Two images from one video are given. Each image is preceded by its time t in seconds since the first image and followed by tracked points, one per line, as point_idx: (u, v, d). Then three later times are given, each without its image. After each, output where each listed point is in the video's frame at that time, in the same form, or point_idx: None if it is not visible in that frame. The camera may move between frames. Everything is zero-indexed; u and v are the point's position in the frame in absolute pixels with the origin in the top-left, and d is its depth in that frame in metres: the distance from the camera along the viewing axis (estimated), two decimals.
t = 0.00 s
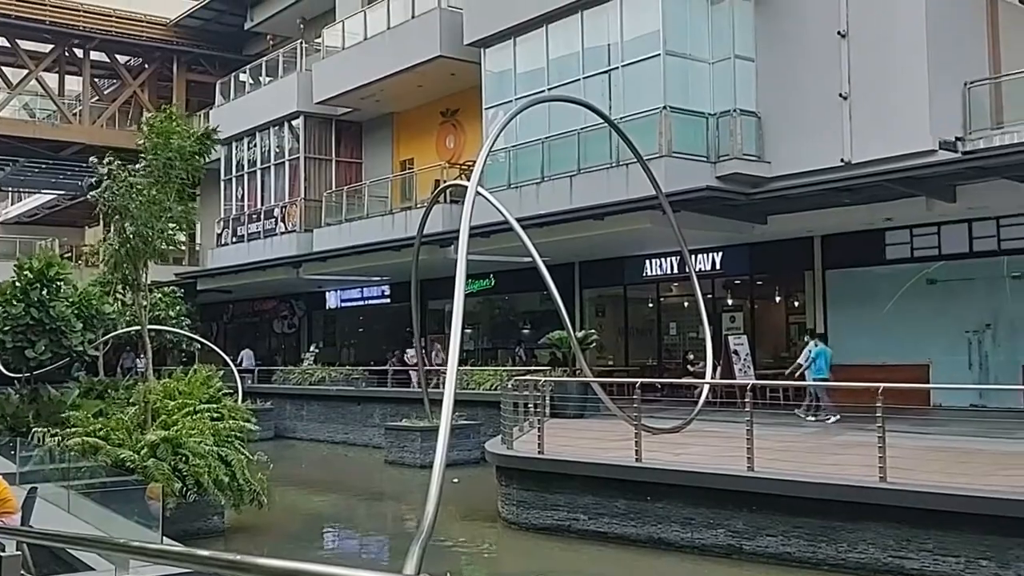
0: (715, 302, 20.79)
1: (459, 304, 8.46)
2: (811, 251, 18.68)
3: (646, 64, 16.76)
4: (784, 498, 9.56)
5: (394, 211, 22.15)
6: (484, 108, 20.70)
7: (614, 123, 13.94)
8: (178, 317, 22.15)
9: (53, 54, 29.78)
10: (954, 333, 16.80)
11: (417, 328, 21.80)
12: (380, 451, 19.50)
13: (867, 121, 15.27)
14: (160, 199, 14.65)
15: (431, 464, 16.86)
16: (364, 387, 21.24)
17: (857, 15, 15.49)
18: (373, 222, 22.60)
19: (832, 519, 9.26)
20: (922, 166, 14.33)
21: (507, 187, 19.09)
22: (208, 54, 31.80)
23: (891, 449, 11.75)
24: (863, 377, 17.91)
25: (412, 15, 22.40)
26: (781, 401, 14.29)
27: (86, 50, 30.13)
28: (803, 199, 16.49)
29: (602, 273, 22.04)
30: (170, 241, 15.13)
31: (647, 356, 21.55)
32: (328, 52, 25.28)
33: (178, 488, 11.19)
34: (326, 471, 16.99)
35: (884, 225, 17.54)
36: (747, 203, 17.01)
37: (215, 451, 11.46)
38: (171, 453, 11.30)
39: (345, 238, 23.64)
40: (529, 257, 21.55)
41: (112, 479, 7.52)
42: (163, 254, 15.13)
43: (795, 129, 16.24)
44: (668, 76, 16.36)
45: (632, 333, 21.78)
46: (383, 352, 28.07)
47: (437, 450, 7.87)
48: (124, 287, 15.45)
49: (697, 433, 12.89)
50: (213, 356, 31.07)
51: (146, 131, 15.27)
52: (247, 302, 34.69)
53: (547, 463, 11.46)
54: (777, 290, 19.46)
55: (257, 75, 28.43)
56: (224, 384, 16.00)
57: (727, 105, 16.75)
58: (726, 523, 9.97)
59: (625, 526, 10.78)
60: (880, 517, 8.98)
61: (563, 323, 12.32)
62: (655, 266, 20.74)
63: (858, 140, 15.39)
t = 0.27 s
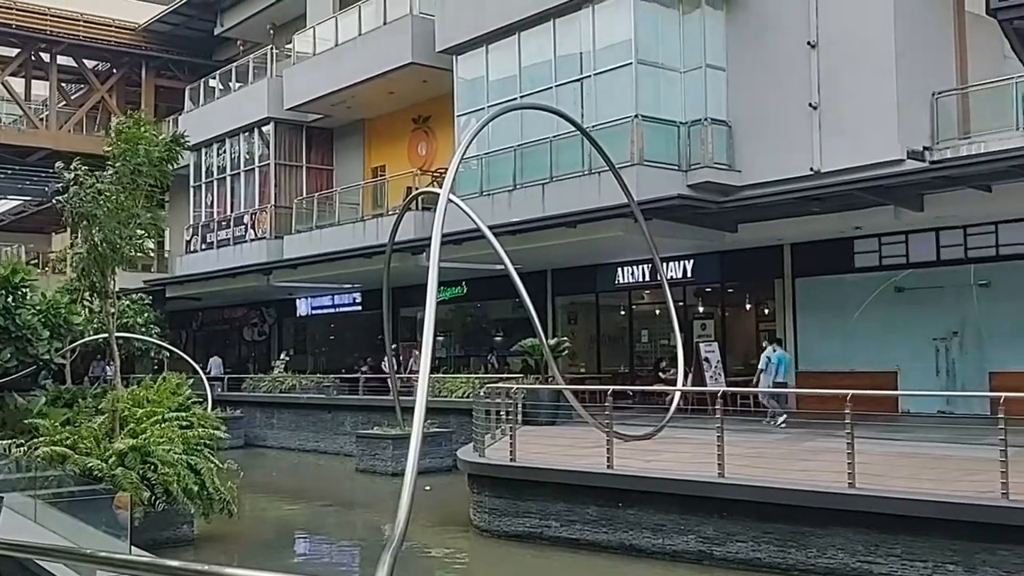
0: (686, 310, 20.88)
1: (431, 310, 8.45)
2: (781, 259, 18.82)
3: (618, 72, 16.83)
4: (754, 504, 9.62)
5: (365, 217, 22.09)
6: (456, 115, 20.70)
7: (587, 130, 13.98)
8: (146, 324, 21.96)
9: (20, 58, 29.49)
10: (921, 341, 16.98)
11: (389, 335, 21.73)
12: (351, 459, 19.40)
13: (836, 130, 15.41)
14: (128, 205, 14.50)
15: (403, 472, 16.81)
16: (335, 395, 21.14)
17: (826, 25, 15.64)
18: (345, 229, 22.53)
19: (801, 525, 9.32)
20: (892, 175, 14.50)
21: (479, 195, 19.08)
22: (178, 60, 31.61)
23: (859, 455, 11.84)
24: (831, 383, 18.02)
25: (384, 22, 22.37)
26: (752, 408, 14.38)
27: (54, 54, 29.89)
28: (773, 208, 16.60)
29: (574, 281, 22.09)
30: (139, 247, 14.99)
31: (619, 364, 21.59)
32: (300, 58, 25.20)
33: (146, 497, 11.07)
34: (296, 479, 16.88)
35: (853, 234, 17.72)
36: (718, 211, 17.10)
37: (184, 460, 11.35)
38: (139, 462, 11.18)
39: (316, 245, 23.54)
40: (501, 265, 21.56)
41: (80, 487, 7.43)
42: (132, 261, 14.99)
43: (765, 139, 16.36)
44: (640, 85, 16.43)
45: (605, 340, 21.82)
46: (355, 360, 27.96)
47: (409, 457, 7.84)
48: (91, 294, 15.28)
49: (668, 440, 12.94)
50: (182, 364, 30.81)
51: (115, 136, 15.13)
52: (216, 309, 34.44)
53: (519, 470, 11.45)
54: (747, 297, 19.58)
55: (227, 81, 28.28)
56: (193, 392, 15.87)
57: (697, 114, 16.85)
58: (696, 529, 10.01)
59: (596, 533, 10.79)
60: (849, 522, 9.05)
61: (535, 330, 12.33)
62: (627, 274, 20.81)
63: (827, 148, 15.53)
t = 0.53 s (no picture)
0: (654, 315, 20.98)
1: (400, 314, 8.42)
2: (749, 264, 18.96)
3: (587, 78, 16.91)
4: (721, 507, 9.68)
5: (334, 222, 22.02)
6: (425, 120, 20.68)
7: (555, 136, 13.99)
8: (111, 329, 21.74)
9: None
10: (886, 346, 17.16)
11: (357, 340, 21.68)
12: (319, 465, 19.30)
13: (802, 137, 15.56)
14: (93, 209, 14.34)
15: (371, 478, 16.74)
16: (303, 400, 21.03)
17: (793, 34, 15.80)
18: (313, 234, 22.44)
19: (768, 528, 9.39)
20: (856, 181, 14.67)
21: (449, 200, 19.08)
22: (145, 63, 31.39)
23: (825, 458, 11.95)
24: (798, 388, 18.17)
25: (353, 26, 22.32)
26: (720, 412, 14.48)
27: (17, 56, 29.60)
28: (741, 214, 16.75)
29: (543, 286, 22.14)
30: (104, 251, 14.84)
31: (587, 368, 21.65)
32: (267, 62, 25.09)
33: (111, 504, 10.94)
34: (264, 485, 16.76)
35: (819, 240, 17.90)
36: (686, 217, 17.22)
37: (150, 466, 11.24)
38: (104, 468, 11.04)
39: (284, 250, 23.42)
40: (471, 270, 21.57)
41: (43, 494, 7.33)
42: (97, 265, 14.83)
43: (732, 145, 16.49)
44: (609, 91, 16.52)
45: (573, 345, 21.87)
46: (323, 365, 27.83)
47: (378, 461, 7.79)
48: (55, 299, 15.09)
49: (636, 445, 12.98)
50: (147, 369, 30.53)
51: (79, 140, 14.97)
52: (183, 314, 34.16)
53: (488, 475, 11.45)
54: (715, 302, 19.71)
55: (194, 85, 28.09)
56: (159, 398, 15.70)
57: (666, 121, 16.96)
58: (664, 533, 10.05)
59: (565, 537, 10.81)
60: (814, 526, 9.13)
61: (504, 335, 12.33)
62: (596, 279, 20.89)
63: (793, 156, 15.67)
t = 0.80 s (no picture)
0: (619, 318, 21.07)
1: (365, 316, 8.37)
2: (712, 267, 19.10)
3: (552, 82, 16.95)
4: (684, 509, 9.74)
5: (298, 225, 21.89)
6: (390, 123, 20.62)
7: (521, 139, 13.99)
8: (71, 332, 21.45)
9: None
10: (848, 348, 17.33)
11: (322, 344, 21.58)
12: (283, 469, 19.18)
13: (765, 141, 15.70)
14: (54, 211, 14.13)
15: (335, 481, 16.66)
16: (267, 404, 20.88)
17: (756, 39, 15.94)
18: (277, 236, 22.29)
19: (731, 530, 9.45)
20: (818, 185, 14.83)
21: (414, 203, 19.04)
22: (106, 63, 31.07)
23: (787, 460, 12.05)
24: (761, 390, 18.31)
25: (318, 28, 22.22)
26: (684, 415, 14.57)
27: None
28: (705, 217, 16.88)
29: (508, 289, 22.15)
30: (65, 253, 14.64)
31: (553, 371, 21.68)
32: (231, 64, 24.90)
33: (71, 509, 10.79)
34: (227, 490, 16.62)
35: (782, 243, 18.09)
36: (650, 220, 17.31)
37: (111, 471, 11.09)
38: (64, 474, 10.86)
39: (248, 253, 23.24)
40: (436, 273, 21.55)
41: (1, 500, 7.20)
42: (57, 267, 14.62)
43: (696, 149, 16.61)
44: (574, 95, 16.57)
45: (539, 348, 21.91)
46: (287, 368, 27.66)
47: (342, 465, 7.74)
48: (14, 302, 14.85)
49: (601, 448, 13.03)
50: (108, 373, 30.18)
51: (39, 140, 14.75)
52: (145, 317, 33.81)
53: (453, 479, 11.42)
54: (679, 305, 19.83)
55: (157, 86, 27.81)
56: (120, 403, 15.52)
57: (631, 124, 17.04)
58: (629, 536, 10.09)
59: (530, 540, 10.82)
60: (776, 527, 9.20)
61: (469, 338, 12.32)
62: (561, 282, 20.94)
63: (756, 160, 15.80)
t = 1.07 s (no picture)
0: (581, 319, 21.15)
1: (325, 317, 8.35)
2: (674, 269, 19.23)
3: (514, 83, 16.97)
4: (646, 510, 9.80)
5: (259, 225, 21.74)
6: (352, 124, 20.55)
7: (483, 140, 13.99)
8: (27, 333, 21.14)
9: None
10: (807, 349, 17.52)
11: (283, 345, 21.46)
12: (243, 472, 19.03)
13: (726, 144, 15.85)
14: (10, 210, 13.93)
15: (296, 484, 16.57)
16: (227, 406, 20.71)
17: (716, 43, 16.07)
18: (238, 237, 22.12)
19: (691, 530, 9.53)
20: (777, 188, 14.99)
21: (376, 204, 18.98)
22: (65, 62, 30.82)
23: (747, 461, 12.17)
24: (722, 390, 18.47)
25: (280, 27, 22.09)
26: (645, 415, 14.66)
27: None
28: (666, 219, 17.02)
29: (471, 290, 22.16)
30: (21, 254, 14.43)
31: (515, 372, 21.71)
32: (191, 63, 24.69)
33: (27, 513, 10.63)
34: (186, 493, 16.47)
35: (742, 245, 18.26)
36: (613, 222, 17.39)
37: (69, 474, 10.95)
38: (20, 477, 10.68)
39: (209, 253, 23.05)
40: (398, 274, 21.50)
41: None
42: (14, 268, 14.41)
43: (658, 151, 16.73)
44: (537, 97, 16.61)
45: (501, 349, 21.93)
46: (247, 370, 27.46)
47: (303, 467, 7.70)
48: None
49: (563, 449, 13.07)
50: (65, 375, 29.77)
51: None
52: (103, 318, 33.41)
53: (415, 481, 11.41)
54: (641, 306, 19.95)
55: (116, 84, 27.51)
56: (78, 406, 15.32)
57: (592, 126, 17.12)
58: (590, 536, 10.14)
59: (492, 542, 10.83)
60: (736, 527, 9.30)
61: (432, 339, 12.31)
62: (523, 283, 20.98)
63: (717, 163, 15.94)
